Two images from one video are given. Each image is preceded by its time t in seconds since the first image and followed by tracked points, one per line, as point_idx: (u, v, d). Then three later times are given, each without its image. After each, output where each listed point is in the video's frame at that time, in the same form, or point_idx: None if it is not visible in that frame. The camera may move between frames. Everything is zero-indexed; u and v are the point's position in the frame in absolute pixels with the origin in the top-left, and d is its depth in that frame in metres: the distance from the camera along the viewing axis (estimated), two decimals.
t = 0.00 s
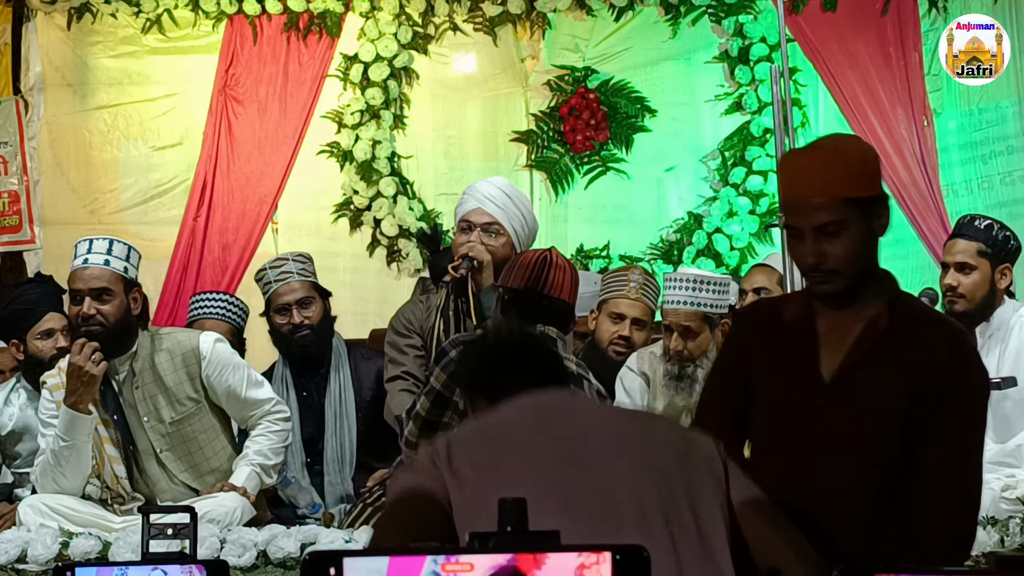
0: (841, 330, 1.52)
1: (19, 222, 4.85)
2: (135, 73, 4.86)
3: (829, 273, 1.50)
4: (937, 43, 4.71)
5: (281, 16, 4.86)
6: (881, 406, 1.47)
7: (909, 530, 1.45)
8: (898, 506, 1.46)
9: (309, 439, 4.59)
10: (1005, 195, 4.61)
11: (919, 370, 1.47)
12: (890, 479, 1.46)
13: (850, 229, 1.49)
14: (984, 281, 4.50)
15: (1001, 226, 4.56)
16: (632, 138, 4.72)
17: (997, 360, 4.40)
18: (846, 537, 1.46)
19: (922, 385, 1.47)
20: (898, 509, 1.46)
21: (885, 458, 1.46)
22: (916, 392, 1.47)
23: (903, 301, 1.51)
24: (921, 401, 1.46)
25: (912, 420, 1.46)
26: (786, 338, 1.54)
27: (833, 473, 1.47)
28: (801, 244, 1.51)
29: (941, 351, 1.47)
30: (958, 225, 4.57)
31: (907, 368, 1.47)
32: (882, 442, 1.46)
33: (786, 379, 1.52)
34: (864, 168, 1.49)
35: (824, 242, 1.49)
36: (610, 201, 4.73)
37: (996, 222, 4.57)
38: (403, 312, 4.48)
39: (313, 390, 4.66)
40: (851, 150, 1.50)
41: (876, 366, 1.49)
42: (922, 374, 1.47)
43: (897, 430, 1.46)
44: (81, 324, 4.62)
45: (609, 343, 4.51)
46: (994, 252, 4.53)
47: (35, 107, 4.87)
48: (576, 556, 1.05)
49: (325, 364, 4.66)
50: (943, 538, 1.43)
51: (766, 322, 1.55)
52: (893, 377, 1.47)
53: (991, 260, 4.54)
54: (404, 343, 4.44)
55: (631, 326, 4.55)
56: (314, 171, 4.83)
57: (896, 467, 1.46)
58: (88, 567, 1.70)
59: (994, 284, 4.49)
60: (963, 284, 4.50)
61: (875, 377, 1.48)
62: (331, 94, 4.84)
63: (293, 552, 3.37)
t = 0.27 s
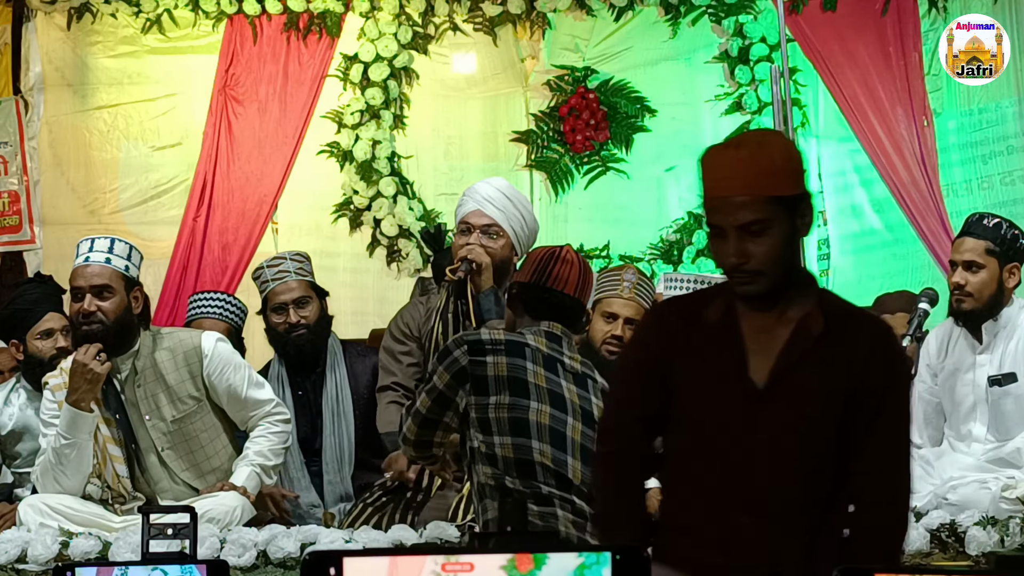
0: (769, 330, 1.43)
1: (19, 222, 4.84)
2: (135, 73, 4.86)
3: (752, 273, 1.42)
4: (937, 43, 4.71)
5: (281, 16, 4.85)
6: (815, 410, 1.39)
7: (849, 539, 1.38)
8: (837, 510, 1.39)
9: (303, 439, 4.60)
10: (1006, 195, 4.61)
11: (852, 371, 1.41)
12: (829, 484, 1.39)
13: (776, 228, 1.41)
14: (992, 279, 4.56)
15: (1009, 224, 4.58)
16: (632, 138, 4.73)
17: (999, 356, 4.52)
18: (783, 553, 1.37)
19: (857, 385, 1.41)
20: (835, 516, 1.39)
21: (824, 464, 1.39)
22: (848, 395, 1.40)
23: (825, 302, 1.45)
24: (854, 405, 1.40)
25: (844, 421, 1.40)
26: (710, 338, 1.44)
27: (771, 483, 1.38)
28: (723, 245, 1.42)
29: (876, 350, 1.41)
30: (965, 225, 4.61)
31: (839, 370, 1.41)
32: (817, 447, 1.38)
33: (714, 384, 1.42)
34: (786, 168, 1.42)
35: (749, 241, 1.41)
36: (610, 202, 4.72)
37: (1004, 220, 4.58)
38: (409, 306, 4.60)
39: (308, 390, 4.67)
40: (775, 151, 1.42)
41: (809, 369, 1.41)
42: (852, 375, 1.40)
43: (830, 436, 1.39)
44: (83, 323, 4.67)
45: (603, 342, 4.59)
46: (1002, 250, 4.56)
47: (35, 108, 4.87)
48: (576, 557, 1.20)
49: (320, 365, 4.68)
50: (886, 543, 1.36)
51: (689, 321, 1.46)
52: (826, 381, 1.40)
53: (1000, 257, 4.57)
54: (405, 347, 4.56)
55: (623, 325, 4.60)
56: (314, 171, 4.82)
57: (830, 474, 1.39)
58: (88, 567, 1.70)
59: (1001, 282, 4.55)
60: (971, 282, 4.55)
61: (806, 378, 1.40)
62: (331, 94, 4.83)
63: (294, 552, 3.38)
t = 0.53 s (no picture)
0: (659, 333, 1.19)
1: (19, 222, 4.85)
2: (135, 73, 4.86)
3: (637, 280, 1.17)
4: (937, 43, 4.71)
5: (281, 16, 4.87)
6: (719, 420, 1.15)
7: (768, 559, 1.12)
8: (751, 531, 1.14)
9: (303, 440, 4.64)
10: (1004, 196, 4.63)
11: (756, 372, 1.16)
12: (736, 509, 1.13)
13: (661, 234, 1.16)
14: (997, 281, 4.42)
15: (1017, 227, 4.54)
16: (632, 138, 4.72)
17: (1000, 359, 4.35)
18: None
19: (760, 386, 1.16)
20: (750, 548, 1.13)
21: (732, 484, 1.14)
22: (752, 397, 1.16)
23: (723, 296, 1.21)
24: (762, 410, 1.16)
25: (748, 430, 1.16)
26: (592, 350, 1.19)
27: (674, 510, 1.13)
28: (606, 253, 1.17)
29: (773, 345, 1.18)
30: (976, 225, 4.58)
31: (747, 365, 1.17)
32: (723, 465, 1.14)
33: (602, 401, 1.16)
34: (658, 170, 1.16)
35: (634, 248, 1.16)
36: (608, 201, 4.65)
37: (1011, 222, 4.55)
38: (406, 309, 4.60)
39: (308, 390, 4.71)
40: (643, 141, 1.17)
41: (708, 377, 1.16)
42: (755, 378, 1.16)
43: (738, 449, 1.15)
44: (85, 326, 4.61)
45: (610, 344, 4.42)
46: (1009, 251, 4.45)
47: (35, 107, 4.88)
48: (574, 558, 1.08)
49: (318, 365, 4.70)
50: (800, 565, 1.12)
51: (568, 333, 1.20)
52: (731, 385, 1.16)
53: (1005, 259, 4.45)
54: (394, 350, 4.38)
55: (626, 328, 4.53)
56: (314, 171, 4.82)
57: (741, 492, 1.14)
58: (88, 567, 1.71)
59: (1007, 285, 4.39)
60: (975, 283, 4.45)
61: (707, 383, 1.16)
62: (332, 94, 4.84)
63: (294, 552, 3.36)
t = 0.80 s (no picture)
0: (616, 330, 1.39)
1: (19, 222, 4.84)
2: (135, 73, 4.86)
3: (589, 275, 1.35)
4: (937, 43, 4.72)
5: (281, 16, 4.86)
6: (683, 407, 1.35)
7: (722, 550, 1.35)
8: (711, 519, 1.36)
9: (305, 440, 4.66)
10: (1006, 195, 4.64)
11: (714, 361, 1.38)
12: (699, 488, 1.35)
13: (606, 228, 1.34)
14: (1002, 283, 4.44)
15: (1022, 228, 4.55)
16: (632, 138, 4.72)
17: (1002, 359, 4.42)
18: (668, 557, 1.32)
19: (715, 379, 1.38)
20: (710, 526, 1.36)
21: (695, 467, 1.35)
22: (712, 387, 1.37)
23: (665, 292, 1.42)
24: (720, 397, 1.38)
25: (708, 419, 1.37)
26: (558, 347, 1.38)
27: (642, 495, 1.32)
28: (556, 251, 1.34)
29: (714, 336, 1.39)
30: (979, 227, 4.59)
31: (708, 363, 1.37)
32: (688, 452, 1.34)
33: (573, 391, 1.35)
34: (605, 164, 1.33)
35: (581, 242, 1.33)
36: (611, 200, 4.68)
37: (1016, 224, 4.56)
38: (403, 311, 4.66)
39: (312, 391, 4.72)
40: (589, 135, 1.35)
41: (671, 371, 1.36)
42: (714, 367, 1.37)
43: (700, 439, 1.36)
44: (85, 325, 4.63)
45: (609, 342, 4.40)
46: (1014, 254, 4.48)
47: (35, 108, 4.88)
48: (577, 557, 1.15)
49: (323, 365, 4.72)
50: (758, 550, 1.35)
51: (531, 332, 1.40)
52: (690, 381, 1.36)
53: (1010, 262, 4.48)
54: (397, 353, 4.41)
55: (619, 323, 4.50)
56: (313, 171, 4.82)
57: (703, 476, 1.36)
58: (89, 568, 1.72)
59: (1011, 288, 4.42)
60: (979, 285, 4.48)
61: (668, 373, 1.36)
62: (332, 93, 4.84)
63: (294, 552, 3.35)
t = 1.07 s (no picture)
0: (595, 333, 1.61)
1: (19, 222, 4.84)
2: (135, 73, 4.87)
3: (566, 283, 1.55)
4: (938, 43, 4.71)
5: (281, 16, 4.86)
6: (661, 408, 1.54)
7: (705, 552, 1.54)
8: (694, 514, 1.56)
9: (307, 440, 4.68)
10: (1007, 196, 4.60)
11: (693, 368, 1.56)
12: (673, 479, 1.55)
13: (581, 236, 1.54)
14: (1000, 284, 4.52)
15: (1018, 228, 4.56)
16: (632, 138, 4.72)
17: (1001, 358, 4.47)
18: (638, 535, 1.52)
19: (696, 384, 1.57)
20: (688, 505, 1.55)
21: (676, 464, 1.54)
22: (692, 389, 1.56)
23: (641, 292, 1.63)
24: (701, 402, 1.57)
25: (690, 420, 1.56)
26: (542, 349, 1.60)
27: (619, 488, 1.52)
28: (533, 259, 1.54)
29: (687, 333, 1.58)
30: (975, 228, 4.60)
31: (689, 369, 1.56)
32: (667, 449, 1.54)
33: (561, 393, 1.57)
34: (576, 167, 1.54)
35: (555, 252, 1.53)
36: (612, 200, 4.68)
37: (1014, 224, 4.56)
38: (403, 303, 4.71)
39: (316, 391, 4.71)
40: (560, 143, 1.56)
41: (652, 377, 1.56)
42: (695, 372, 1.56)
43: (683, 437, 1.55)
44: (82, 327, 4.75)
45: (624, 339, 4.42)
46: (1012, 255, 4.54)
47: (35, 107, 4.88)
48: (577, 557, 1.19)
49: (327, 365, 4.72)
50: (736, 547, 1.52)
51: (516, 332, 1.63)
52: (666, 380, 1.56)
53: (1008, 263, 4.54)
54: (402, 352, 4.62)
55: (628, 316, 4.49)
56: (313, 170, 4.81)
57: (686, 471, 1.55)
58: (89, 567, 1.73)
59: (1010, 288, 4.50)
60: (977, 287, 4.54)
61: (646, 376, 1.56)
62: (331, 93, 4.84)
63: (294, 552, 3.36)
